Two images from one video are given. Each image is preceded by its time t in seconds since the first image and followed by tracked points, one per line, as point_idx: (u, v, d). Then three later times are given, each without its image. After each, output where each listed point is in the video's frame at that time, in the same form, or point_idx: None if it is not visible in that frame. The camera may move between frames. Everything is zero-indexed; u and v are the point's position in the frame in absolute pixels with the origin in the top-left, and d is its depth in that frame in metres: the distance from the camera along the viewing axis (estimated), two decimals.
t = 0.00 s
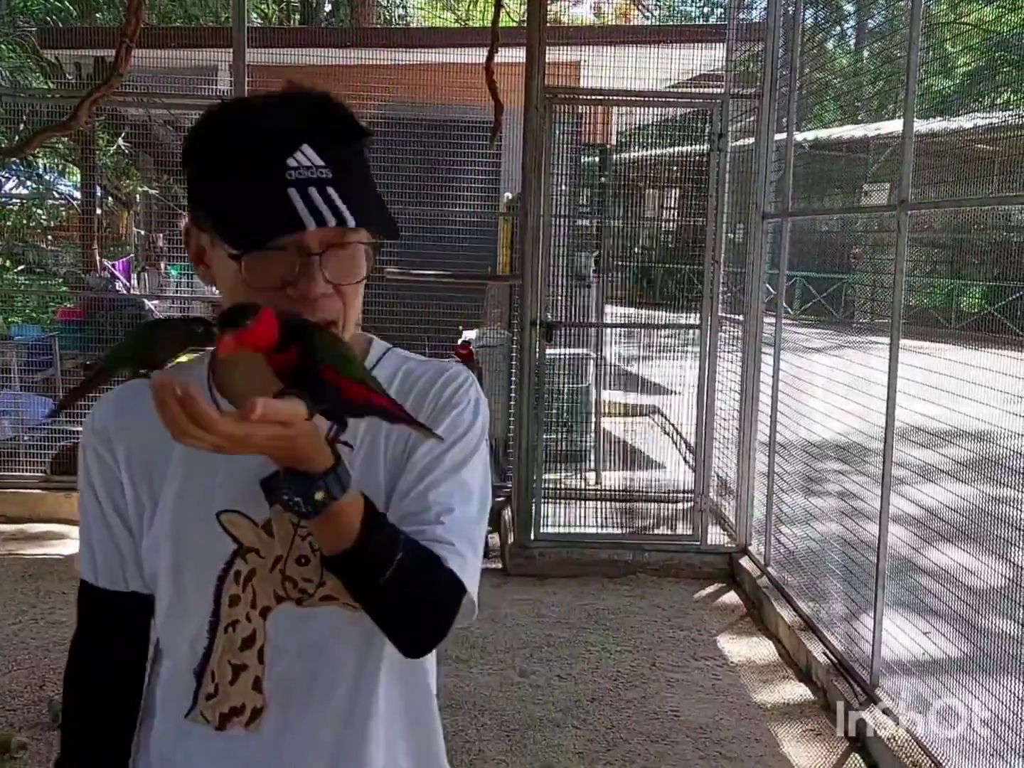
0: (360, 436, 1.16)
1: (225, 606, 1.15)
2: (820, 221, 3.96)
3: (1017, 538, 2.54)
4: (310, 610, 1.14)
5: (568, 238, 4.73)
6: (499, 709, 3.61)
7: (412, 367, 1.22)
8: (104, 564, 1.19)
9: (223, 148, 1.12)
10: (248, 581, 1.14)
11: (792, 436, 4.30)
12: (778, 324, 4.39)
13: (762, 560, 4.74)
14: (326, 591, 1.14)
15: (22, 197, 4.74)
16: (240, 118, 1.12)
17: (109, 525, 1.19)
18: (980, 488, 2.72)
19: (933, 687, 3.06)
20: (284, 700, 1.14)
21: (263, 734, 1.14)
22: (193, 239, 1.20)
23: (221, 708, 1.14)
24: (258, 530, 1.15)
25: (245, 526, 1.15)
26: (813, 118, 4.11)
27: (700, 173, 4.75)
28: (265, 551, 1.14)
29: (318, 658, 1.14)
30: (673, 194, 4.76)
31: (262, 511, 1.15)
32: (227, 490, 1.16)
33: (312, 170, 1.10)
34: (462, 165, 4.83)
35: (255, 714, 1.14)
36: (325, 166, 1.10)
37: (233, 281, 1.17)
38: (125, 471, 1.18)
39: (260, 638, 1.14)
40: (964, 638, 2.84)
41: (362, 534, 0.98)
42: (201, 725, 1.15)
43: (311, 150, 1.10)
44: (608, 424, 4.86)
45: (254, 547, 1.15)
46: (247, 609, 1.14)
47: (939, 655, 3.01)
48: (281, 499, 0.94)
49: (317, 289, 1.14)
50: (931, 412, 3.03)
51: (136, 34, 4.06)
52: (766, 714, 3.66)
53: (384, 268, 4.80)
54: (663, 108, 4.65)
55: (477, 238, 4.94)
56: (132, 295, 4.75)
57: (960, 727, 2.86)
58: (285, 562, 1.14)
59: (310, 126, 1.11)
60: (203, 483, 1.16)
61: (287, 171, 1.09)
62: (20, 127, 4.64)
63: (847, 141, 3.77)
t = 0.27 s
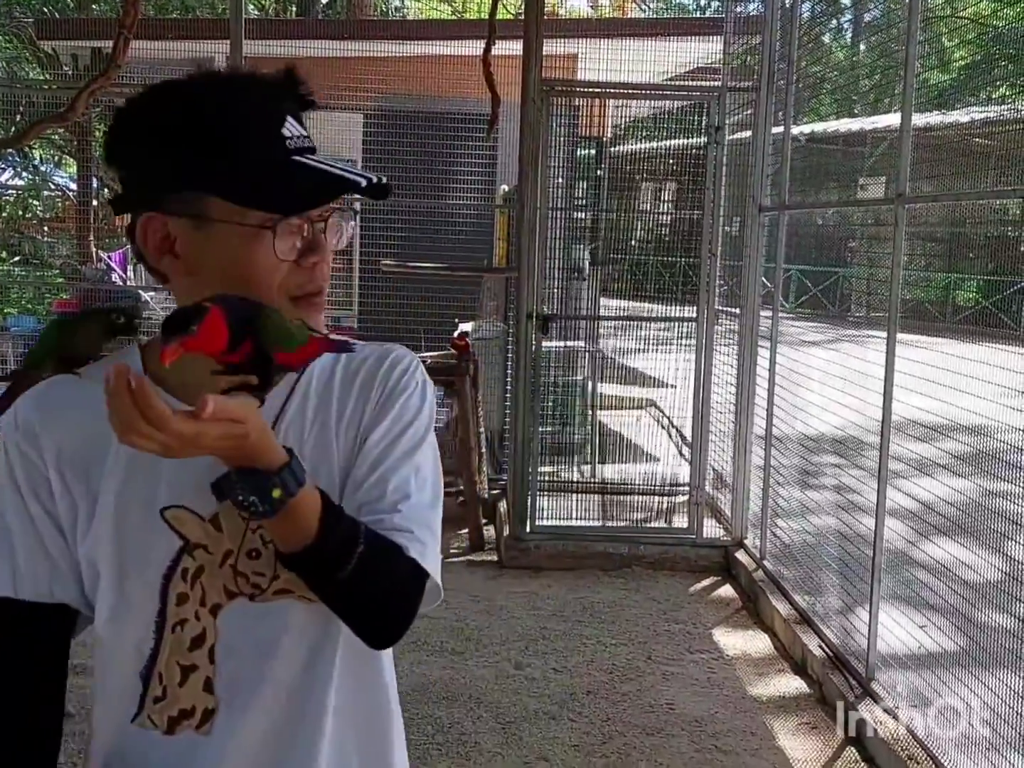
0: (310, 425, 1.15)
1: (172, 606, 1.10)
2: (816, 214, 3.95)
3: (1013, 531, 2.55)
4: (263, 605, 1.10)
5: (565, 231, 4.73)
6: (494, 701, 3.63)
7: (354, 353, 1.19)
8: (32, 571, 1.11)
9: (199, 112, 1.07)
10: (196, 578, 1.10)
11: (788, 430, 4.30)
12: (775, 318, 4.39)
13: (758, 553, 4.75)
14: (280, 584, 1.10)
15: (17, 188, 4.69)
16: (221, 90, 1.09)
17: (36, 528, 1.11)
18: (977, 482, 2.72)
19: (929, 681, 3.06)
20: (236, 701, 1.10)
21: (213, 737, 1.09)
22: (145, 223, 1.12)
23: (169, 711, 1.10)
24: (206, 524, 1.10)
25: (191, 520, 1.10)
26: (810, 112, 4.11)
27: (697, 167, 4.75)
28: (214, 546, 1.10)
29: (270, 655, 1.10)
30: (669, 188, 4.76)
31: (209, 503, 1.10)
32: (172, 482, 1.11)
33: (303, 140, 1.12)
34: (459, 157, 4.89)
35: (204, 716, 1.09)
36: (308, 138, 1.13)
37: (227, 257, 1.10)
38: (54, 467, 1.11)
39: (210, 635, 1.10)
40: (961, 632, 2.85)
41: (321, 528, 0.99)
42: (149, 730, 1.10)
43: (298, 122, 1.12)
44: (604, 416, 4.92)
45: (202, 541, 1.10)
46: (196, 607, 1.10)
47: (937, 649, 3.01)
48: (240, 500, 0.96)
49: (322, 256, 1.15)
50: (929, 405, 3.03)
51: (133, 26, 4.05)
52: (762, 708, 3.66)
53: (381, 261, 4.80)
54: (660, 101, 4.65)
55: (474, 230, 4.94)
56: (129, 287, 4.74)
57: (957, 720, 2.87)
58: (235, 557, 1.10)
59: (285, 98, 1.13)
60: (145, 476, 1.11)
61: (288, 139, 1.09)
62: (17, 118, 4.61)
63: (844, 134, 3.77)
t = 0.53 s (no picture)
0: (294, 418, 1.15)
1: (150, 602, 1.10)
2: (816, 205, 3.94)
3: (1014, 523, 2.55)
4: (246, 598, 1.12)
5: (565, 222, 4.72)
6: (494, 691, 3.64)
7: (325, 343, 1.19)
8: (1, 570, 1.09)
9: (198, 108, 1.07)
10: (178, 571, 1.11)
11: (789, 422, 4.29)
12: (775, 309, 4.38)
13: (758, 545, 4.75)
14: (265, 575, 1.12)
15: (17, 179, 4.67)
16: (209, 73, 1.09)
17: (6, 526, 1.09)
18: (977, 473, 2.72)
19: (929, 671, 3.07)
20: (218, 695, 1.11)
21: (194, 733, 1.10)
22: (133, 206, 1.10)
23: (148, 709, 1.10)
24: (189, 517, 1.11)
25: (173, 513, 1.11)
26: (811, 103, 4.09)
27: (698, 158, 4.73)
28: (196, 538, 1.11)
29: (252, 650, 1.11)
30: (668, 179, 4.75)
31: (190, 497, 1.11)
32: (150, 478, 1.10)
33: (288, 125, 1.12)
34: (459, 147, 4.88)
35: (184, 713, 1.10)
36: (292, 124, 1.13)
37: (211, 231, 1.08)
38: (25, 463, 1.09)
39: (191, 630, 1.11)
40: (960, 623, 2.85)
41: (320, 528, 1.01)
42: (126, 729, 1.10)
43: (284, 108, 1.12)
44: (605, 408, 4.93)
45: (184, 534, 1.11)
46: (176, 603, 1.11)
47: (937, 640, 3.02)
48: (238, 503, 0.97)
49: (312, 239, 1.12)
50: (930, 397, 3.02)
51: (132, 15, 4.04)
52: (761, 698, 3.67)
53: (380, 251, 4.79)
54: (660, 91, 4.63)
55: (473, 221, 4.93)
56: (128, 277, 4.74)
57: (957, 711, 2.87)
58: (219, 549, 1.12)
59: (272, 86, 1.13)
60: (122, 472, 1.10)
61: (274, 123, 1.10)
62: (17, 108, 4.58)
63: (844, 126, 3.76)
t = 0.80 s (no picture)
0: (289, 409, 1.15)
1: (146, 599, 1.11)
2: (818, 199, 3.94)
3: (1016, 516, 2.55)
4: (241, 594, 1.13)
5: (566, 215, 4.72)
6: (496, 683, 3.65)
7: (321, 334, 1.20)
8: None
9: (192, 95, 1.07)
10: (173, 567, 1.11)
11: (791, 415, 4.29)
12: (778, 303, 4.38)
13: (760, 538, 4.75)
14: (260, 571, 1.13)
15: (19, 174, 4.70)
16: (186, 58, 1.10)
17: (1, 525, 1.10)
18: (979, 467, 2.73)
19: (930, 664, 3.08)
20: (215, 691, 1.12)
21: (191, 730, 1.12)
22: (106, 194, 1.12)
23: (145, 707, 1.12)
24: (184, 512, 1.11)
25: (166, 508, 1.11)
26: (813, 96, 4.09)
27: (700, 152, 4.73)
28: (190, 534, 1.11)
29: (248, 644, 1.13)
30: (670, 173, 4.74)
31: (183, 492, 1.11)
32: (144, 472, 1.11)
33: (267, 110, 1.11)
34: (461, 140, 4.88)
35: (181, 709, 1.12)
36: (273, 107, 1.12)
37: (181, 220, 1.10)
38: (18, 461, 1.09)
39: (186, 627, 1.12)
40: (963, 617, 2.86)
41: (325, 516, 1.02)
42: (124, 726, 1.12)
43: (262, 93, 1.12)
44: (606, 402, 4.93)
45: (178, 530, 1.11)
46: (172, 600, 1.12)
47: (938, 633, 3.02)
48: (244, 487, 0.97)
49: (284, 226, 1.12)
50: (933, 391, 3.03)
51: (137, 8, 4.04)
52: (762, 691, 3.69)
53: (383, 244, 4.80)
54: (662, 85, 4.63)
55: (475, 215, 4.94)
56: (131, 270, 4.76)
57: (959, 704, 2.88)
58: (213, 545, 1.12)
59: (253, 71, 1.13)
60: (115, 468, 1.11)
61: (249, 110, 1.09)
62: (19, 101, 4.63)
63: (846, 119, 3.75)
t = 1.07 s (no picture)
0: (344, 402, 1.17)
1: (194, 594, 1.13)
2: (857, 192, 3.90)
3: None
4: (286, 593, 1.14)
5: (604, 211, 4.72)
6: (536, 678, 3.67)
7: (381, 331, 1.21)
8: (57, 557, 1.14)
9: (193, 98, 1.11)
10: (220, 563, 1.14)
11: (832, 410, 4.25)
12: (817, 297, 4.34)
13: (800, 534, 4.71)
14: (304, 572, 1.14)
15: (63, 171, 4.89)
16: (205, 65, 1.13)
17: (60, 517, 1.14)
18: None
19: (975, 662, 3.04)
20: (259, 691, 1.12)
21: (234, 728, 1.12)
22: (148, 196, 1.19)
23: (192, 702, 1.13)
24: (230, 509, 1.13)
25: (214, 504, 1.13)
26: (852, 89, 4.05)
27: (738, 145, 4.70)
28: (237, 531, 1.14)
29: (292, 644, 1.13)
30: (707, 167, 4.72)
31: (231, 490, 1.13)
32: (193, 471, 1.13)
33: (268, 102, 1.09)
34: (498, 137, 4.89)
35: (226, 707, 1.12)
36: (281, 99, 1.10)
37: (185, 218, 1.11)
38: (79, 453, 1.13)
39: (233, 624, 1.14)
40: (1009, 614, 2.82)
41: (383, 503, 1.00)
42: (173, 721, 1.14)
43: (269, 86, 1.10)
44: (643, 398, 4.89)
45: (226, 526, 1.14)
46: (220, 596, 1.14)
47: (982, 630, 2.99)
48: (302, 473, 0.96)
49: (273, 219, 1.08)
50: (977, 386, 2.99)
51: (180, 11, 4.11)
52: (804, 687, 3.66)
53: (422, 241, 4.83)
54: (700, 79, 4.61)
55: (513, 210, 4.96)
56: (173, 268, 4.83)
57: (1004, 702, 2.84)
58: (259, 543, 1.14)
59: (276, 69, 1.13)
60: (166, 464, 1.13)
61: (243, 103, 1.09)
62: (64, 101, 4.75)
63: (886, 111, 3.71)
